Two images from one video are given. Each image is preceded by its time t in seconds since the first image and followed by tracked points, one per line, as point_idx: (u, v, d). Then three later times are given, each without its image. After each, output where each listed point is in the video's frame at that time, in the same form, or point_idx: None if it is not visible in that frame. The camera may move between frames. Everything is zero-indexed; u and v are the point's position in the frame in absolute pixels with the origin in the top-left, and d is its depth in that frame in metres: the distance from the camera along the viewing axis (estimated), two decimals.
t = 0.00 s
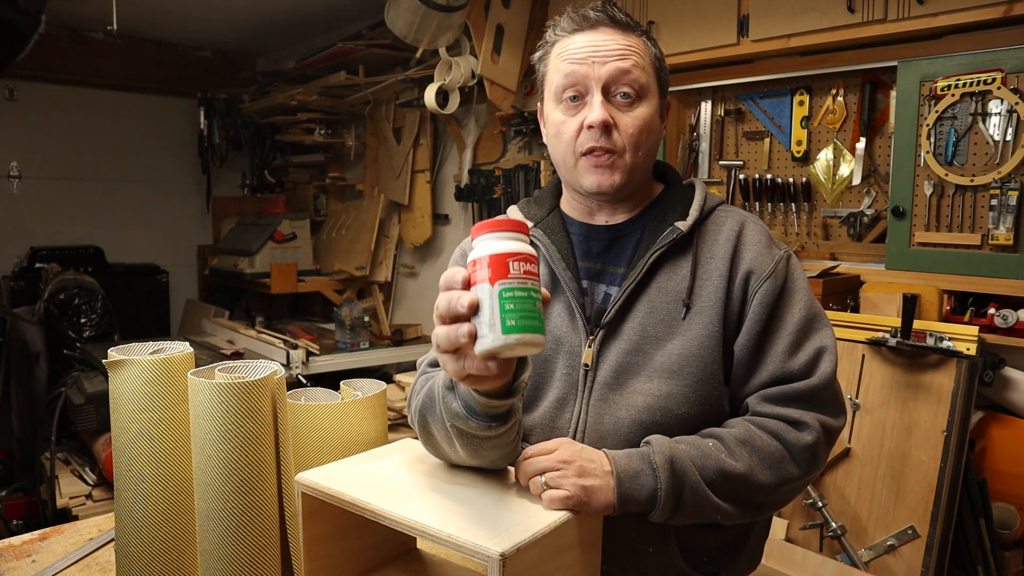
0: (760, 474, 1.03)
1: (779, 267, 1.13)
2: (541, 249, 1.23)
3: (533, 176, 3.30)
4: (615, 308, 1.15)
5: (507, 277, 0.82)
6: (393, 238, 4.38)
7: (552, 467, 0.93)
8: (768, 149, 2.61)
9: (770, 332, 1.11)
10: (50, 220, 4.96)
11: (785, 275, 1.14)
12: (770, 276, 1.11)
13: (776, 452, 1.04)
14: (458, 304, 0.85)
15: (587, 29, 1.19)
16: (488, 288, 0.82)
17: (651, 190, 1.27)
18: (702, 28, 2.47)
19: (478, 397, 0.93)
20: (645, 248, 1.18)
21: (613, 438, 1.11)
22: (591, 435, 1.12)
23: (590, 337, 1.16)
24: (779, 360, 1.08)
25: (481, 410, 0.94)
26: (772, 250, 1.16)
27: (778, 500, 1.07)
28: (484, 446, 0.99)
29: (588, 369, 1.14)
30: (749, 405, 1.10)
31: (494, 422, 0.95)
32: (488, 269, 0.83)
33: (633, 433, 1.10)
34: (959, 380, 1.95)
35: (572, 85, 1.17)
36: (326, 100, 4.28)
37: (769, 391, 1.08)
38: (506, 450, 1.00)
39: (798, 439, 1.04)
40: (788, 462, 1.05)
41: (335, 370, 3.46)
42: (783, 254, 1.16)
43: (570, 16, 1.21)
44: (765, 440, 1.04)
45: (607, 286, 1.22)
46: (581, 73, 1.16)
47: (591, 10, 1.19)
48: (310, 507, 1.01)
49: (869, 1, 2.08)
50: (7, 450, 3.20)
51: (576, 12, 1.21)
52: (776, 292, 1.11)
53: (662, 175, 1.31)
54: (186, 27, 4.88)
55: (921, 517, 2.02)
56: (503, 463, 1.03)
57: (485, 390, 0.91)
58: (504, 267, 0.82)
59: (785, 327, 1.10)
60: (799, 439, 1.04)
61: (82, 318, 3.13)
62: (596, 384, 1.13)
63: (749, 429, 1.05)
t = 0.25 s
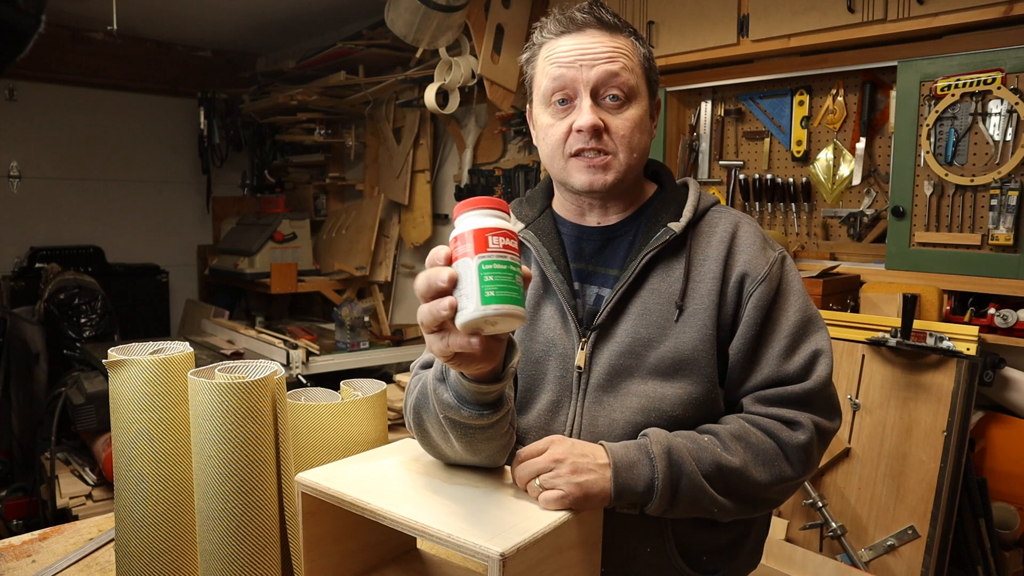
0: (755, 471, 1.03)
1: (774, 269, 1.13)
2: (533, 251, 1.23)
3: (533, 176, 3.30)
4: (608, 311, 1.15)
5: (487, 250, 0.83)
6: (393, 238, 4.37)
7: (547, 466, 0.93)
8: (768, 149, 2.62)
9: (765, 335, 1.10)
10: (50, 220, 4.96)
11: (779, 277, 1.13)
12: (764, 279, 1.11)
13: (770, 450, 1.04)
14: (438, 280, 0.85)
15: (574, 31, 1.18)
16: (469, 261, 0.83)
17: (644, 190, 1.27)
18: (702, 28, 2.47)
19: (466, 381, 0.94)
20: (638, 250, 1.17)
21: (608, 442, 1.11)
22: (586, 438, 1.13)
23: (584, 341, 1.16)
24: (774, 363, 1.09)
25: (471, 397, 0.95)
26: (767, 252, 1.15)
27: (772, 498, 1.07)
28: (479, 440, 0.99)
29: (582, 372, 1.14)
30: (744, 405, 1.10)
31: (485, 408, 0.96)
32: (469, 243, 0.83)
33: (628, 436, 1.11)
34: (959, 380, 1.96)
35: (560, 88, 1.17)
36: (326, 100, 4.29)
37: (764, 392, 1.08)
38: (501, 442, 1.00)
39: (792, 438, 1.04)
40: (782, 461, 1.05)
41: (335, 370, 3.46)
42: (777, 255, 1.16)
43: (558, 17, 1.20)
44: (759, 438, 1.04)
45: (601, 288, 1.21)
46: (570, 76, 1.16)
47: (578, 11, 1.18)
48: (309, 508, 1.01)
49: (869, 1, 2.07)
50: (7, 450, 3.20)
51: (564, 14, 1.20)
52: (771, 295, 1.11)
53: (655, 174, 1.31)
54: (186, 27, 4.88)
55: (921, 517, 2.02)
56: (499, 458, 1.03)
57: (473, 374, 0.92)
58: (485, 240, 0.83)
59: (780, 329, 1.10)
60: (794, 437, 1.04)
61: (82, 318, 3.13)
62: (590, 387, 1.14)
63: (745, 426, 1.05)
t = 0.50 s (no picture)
0: (752, 474, 1.03)
1: (767, 269, 1.12)
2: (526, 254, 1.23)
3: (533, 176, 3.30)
4: (601, 312, 1.15)
5: (460, 304, 0.81)
6: (393, 238, 4.37)
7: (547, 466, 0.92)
8: (768, 149, 2.62)
9: (759, 336, 1.10)
10: (50, 220, 4.96)
11: (773, 276, 1.13)
12: (757, 279, 1.10)
13: (767, 453, 1.04)
14: (410, 327, 0.86)
15: (564, 31, 1.18)
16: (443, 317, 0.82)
17: (639, 190, 1.26)
18: (703, 28, 2.47)
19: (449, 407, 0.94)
20: (630, 251, 1.17)
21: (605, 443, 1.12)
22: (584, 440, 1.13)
23: (578, 342, 1.16)
24: (770, 364, 1.09)
25: (455, 418, 0.95)
26: (760, 251, 1.14)
27: (770, 500, 1.07)
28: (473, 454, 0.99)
29: (577, 374, 1.14)
30: (741, 407, 1.10)
31: (470, 428, 0.96)
32: (441, 295, 0.82)
33: (624, 437, 1.11)
34: (959, 380, 1.96)
35: (552, 89, 1.17)
36: (326, 100, 4.29)
37: (760, 394, 1.08)
38: (492, 454, 1.00)
39: (789, 440, 1.04)
40: (780, 463, 1.05)
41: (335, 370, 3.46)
42: (770, 254, 1.15)
43: (548, 18, 1.20)
44: (757, 441, 1.04)
45: (595, 290, 1.21)
46: (561, 77, 1.16)
47: (568, 11, 1.19)
48: (309, 508, 1.01)
49: (869, 1, 2.07)
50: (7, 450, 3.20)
51: (554, 15, 1.20)
52: (765, 295, 1.10)
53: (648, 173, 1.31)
54: (186, 27, 4.88)
55: (921, 517, 2.02)
56: (496, 464, 1.03)
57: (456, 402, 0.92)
58: (459, 292, 0.82)
59: (774, 330, 1.10)
60: (790, 439, 1.04)
61: (82, 318, 3.13)
62: (586, 389, 1.14)
63: (742, 429, 1.05)
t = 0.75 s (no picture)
0: (751, 474, 1.03)
1: (766, 269, 1.12)
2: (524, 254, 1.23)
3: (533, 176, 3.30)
4: (599, 313, 1.15)
5: (452, 304, 0.81)
6: (393, 238, 4.37)
7: (547, 467, 0.92)
8: (768, 149, 2.62)
9: (758, 336, 1.10)
10: (50, 219, 4.96)
11: (772, 276, 1.13)
12: (756, 280, 1.10)
13: (767, 453, 1.04)
14: (401, 330, 0.86)
15: (558, 32, 1.18)
16: (433, 317, 0.82)
17: (637, 190, 1.26)
18: (703, 28, 2.47)
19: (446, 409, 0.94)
20: (628, 252, 1.17)
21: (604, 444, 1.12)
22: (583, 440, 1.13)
23: (576, 343, 1.16)
24: (769, 364, 1.09)
25: (453, 420, 0.95)
26: (759, 251, 1.14)
27: (770, 500, 1.07)
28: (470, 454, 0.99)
29: (576, 375, 1.15)
30: (741, 408, 1.10)
31: (469, 430, 0.96)
32: (433, 295, 0.83)
33: (624, 437, 1.11)
34: (959, 380, 1.96)
35: (546, 90, 1.17)
36: (326, 100, 4.29)
37: (760, 395, 1.08)
38: (491, 455, 1.00)
39: (789, 440, 1.04)
40: (780, 463, 1.05)
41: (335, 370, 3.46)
42: (769, 254, 1.15)
43: (540, 19, 1.20)
44: (756, 441, 1.04)
45: (593, 290, 1.21)
46: (555, 78, 1.16)
47: (560, 14, 1.18)
48: (309, 507, 1.01)
49: (869, 1, 2.07)
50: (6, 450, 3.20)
51: (545, 17, 1.20)
52: (763, 295, 1.10)
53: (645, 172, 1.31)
54: (186, 27, 4.88)
55: (921, 517, 2.02)
56: (497, 464, 1.02)
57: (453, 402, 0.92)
58: (449, 292, 0.82)
59: (773, 330, 1.10)
60: (790, 439, 1.04)
61: (82, 318, 3.13)
62: (585, 390, 1.14)
63: (741, 429, 1.05)
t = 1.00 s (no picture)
0: (751, 475, 1.03)
1: (766, 270, 1.12)
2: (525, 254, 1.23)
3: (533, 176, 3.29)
4: (599, 313, 1.15)
5: (455, 300, 0.82)
6: (393, 238, 4.37)
7: (547, 466, 0.92)
8: (768, 149, 2.62)
9: (759, 336, 1.10)
10: (50, 219, 4.96)
11: (772, 276, 1.13)
12: (757, 280, 1.10)
13: (767, 453, 1.04)
14: (405, 326, 0.86)
15: (561, 28, 1.18)
16: (436, 312, 0.82)
17: (637, 190, 1.26)
18: (703, 28, 2.47)
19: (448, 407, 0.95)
20: (629, 252, 1.17)
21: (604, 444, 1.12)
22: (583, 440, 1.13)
23: (576, 343, 1.16)
24: (770, 364, 1.09)
25: (455, 418, 0.96)
26: (759, 251, 1.14)
27: (770, 500, 1.07)
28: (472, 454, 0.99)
29: (576, 374, 1.15)
30: (741, 408, 1.10)
31: (470, 429, 0.96)
32: (435, 292, 0.83)
33: (623, 437, 1.11)
34: (959, 380, 1.96)
35: (548, 84, 1.17)
36: (326, 100, 4.29)
37: (760, 395, 1.08)
38: (493, 455, 1.00)
39: (789, 441, 1.04)
40: (780, 464, 1.05)
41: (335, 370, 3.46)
42: (770, 254, 1.15)
43: (545, 15, 1.20)
44: (756, 442, 1.04)
45: (594, 290, 1.21)
46: (557, 73, 1.16)
47: (565, 8, 1.18)
48: (309, 508, 1.01)
49: (869, 1, 2.07)
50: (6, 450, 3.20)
51: (552, 11, 1.20)
52: (764, 295, 1.10)
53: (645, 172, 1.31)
54: (186, 27, 4.88)
55: (921, 517, 2.02)
56: (497, 465, 1.02)
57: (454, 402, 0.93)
58: (453, 289, 0.82)
59: (774, 330, 1.10)
60: (791, 440, 1.04)
61: (82, 318, 3.13)
62: (585, 389, 1.14)
63: (741, 430, 1.05)
